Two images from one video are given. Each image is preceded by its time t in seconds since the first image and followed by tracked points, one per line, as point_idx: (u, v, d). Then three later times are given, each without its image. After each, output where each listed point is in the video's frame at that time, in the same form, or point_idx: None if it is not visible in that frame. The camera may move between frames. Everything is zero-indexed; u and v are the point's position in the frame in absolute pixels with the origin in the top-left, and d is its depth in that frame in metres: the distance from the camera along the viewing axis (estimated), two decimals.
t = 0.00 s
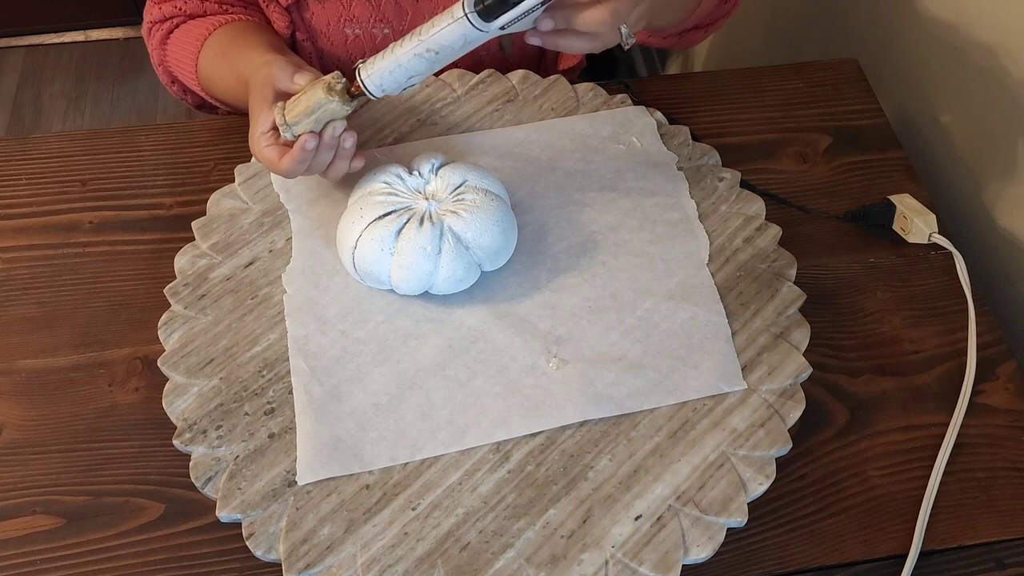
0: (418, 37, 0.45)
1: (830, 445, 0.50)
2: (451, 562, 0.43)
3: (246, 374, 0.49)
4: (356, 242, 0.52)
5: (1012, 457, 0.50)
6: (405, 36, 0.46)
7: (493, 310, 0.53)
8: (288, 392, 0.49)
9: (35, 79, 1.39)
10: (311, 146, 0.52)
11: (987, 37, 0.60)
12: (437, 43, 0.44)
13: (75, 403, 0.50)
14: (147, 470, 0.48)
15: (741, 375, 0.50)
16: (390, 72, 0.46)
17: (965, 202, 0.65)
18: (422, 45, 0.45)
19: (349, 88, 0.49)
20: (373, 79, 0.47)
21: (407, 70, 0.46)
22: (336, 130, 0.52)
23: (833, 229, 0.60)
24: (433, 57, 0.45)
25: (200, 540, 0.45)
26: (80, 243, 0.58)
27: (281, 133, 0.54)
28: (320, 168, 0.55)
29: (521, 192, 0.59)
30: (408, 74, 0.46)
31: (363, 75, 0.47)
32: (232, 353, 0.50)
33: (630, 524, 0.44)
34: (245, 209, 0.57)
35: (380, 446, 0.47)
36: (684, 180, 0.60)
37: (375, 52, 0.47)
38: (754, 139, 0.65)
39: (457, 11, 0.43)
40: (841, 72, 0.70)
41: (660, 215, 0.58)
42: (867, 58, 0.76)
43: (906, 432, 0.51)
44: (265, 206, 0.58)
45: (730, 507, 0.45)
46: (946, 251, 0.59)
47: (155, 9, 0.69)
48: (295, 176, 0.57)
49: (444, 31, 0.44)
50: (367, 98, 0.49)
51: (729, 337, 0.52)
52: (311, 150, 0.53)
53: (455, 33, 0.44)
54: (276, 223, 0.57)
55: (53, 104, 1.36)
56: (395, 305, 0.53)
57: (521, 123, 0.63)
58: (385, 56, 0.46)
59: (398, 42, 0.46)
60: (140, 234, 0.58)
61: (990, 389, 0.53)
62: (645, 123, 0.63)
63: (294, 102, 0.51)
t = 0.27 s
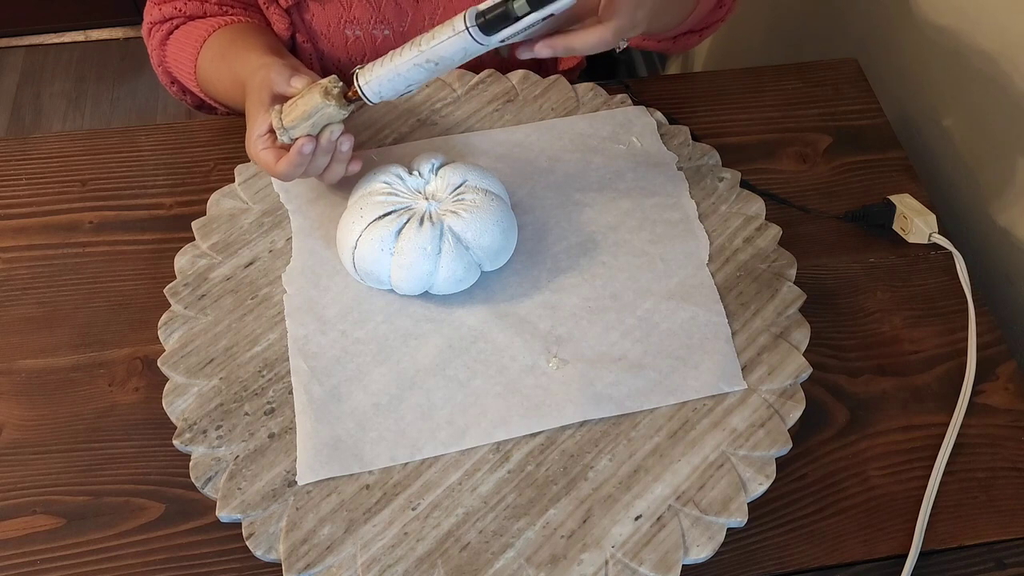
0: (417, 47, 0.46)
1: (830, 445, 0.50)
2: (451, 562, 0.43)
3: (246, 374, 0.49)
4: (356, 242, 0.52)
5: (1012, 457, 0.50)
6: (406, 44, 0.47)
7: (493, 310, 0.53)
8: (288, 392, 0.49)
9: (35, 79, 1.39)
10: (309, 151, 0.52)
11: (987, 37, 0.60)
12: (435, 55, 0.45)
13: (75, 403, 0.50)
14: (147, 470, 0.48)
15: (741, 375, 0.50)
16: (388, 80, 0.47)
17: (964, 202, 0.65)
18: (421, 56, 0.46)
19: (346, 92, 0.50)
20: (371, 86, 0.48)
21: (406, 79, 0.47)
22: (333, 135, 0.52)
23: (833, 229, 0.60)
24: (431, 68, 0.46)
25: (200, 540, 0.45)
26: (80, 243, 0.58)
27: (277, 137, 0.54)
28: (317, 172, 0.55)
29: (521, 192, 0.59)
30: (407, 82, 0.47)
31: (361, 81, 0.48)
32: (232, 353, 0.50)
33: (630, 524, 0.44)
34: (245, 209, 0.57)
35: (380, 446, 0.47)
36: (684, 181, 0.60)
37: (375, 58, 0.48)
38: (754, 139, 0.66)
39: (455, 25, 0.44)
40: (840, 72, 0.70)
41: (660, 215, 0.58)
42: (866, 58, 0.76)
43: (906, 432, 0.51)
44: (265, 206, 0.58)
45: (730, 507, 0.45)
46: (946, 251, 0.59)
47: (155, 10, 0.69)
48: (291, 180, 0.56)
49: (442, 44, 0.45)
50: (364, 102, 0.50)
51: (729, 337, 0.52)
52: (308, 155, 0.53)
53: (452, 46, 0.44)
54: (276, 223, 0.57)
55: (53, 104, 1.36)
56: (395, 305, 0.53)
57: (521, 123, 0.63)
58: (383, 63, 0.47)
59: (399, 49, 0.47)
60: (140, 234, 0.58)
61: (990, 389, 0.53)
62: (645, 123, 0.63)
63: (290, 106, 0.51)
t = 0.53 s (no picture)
0: (425, 46, 0.46)
1: (830, 445, 0.50)
2: (451, 562, 0.43)
3: (246, 374, 0.49)
4: (357, 242, 0.52)
5: (1012, 457, 0.50)
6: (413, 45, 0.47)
7: (493, 310, 0.53)
8: (288, 392, 0.49)
9: (35, 79, 1.39)
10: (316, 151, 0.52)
11: (987, 37, 0.60)
12: (444, 54, 0.45)
13: (75, 403, 0.50)
14: (147, 470, 0.48)
15: (741, 375, 0.50)
16: (394, 80, 0.47)
17: (964, 202, 0.65)
18: (429, 55, 0.46)
19: (353, 93, 0.50)
20: (377, 85, 0.48)
21: (412, 78, 0.47)
22: (340, 134, 0.52)
23: (833, 229, 0.60)
24: (438, 68, 0.46)
25: (200, 540, 0.45)
26: (80, 243, 0.58)
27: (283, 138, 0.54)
28: (322, 172, 0.56)
29: (521, 192, 0.59)
30: (413, 82, 0.47)
31: (367, 80, 0.48)
32: (232, 353, 0.50)
33: (630, 524, 0.44)
34: (245, 209, 0.57)
35: (380, 446, 0.47)
36: (684, 181, 0.60)
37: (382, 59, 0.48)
38: (754, 140, 0.65)
39: (465, 23, 0.44)
40: (840, 72, 0.70)
41: (660, 215, 0.58)
42: (866, 58, 0.76)
43: (906, 432, 0.51)
44: (265, 206, 0.58)
45: (730, 507, 0.45)
46: (946, 251, 0.59)
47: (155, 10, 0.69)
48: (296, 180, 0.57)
49: (450, 41, 0.45)
50: (370, 101, 0.49)
51: (729, 337, 0.52)
52: (315, 155, 0.53)
53: (461, 44, 0.44)
54: (276, 223, 0.57)
55: (53, 104, 1.36)
56: (395, 305, 0.53)
57: (521, 123, 0.63)
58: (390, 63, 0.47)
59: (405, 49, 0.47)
60: (140, 234, 0.58)
61: (990, 389, 0.53)
62: (645, 123, 0.63)
63: (298, 107, 0.52)
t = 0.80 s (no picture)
0: (425, 56, 0.46)
1: (830, 445, 0.50)
2: (451, 562, 0.43)
3: (246, 374, 0.49)
4: (356, 242, 0.52)
5: (1012, 457, 0.50)
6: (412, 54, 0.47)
7: (493, 310, 0.53)
8: (288, 392, 0.49)
9: (35, 79, 1.39)
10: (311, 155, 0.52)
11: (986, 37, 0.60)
12: (446, 66, 0.46)
13: (75, 403, 0.50)
14: (147, 470, 0.48)
15: (741, 375, 0.50)
16: (394, 88, 0.48)
17: (964, 202, 0.65)
18: (431, 66, 0.46)
19: (348, 100, 0.50)
20: (376, 92, 0.48)
21: (412, 87, 0.48)
22: (335, 139, 0.53)
23: (833, 229, 0.60)
24: (439, 78, 0.47)
25: (200, 540, 0.45)
26: (80, 243, 0.58)
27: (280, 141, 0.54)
28: (319, 175, 0.55)
29: (521, 192, 0.59)
30: (412, 90, 0.48)
31: (365, 87, 0.48)
32: (232, 353, 0.50)
33: (630, 524, 0.44)
34: (245, 209, 0.57)
35: (380, 446, 0.47)
36: (684, 181, 0.60)
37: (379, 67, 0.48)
38: (755, 139, 0.65)
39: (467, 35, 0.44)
40: (840, 72, 0.70)
41: (660, 215, 0.58)
42: (866, 58, 0.76)
43: (905, 432, 0.51)
44: (265, 206, 0.58)
45: (730, 507, 0.45)
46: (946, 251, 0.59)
47: (155, 10, 0.69)
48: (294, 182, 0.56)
49: (451, 53, 0.45)
50: (367, 110, 0.50)
51: (729, 337, 0.52)
52: (310, 160, 0.53)
53: (463, 55, 0.45)
54: (276, 223, 0.57)
55: (53, 104, 1.36)
56: (395, 305, 0.53)
57: (521, 123, 0.63)
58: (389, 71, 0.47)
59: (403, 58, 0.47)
60: (140, 234, 0.58)
61: (990, 389, 0.53)
62: (645, 123, 0.63)
63: (293, 113, 0.52)
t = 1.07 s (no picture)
0: (427, 51, 0.47)
1: (830, 445, 0.50)
2: (451, 562, 0.43)
3: (246, 374, 0.49)
4: (357, 242, 0.52)
5: (1012, 457, 0.50)
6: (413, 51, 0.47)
7: (493, 310, 0.53)
8: (288, 392, 0.49)
9: (35, 79, 1.39)
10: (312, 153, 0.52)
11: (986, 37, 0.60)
12: (449, 60, 0.46)
13: (75, 403, 0.50)
14: (147, 470, 0.48)
15: (741, 375, 0.50)
16: (398, 84, 0.48)
17: (964, 202, 0.65)
18: (434, 60, 0.46)
19: (348, 97, 0.51)
20: (379, 89, 0.48)
21: (415, 83, 0.48)
22: (337, 137, 0.53)
23: (832, 229, 0.60)
24: (442, 72, 0.48)
25: (200, 540, 0.45)
26: (80, 243, 0.58)
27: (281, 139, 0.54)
28: (321, 173, 0.55)
29: (521, 192, 0.59)
30: (415, 86, 0.48)
31: (368, 84, 0.48)
32: (232, 353, 0.50)
33: (630, 524, 0.44)
34: (245, 209, 0.57)
35: (380, 446, 0.47)
36: (684, 181, 0.60)
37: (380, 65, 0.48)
38: (755, 140, 0.65)
39: (471, 29, 0.45)
40: (840, 72, 0.70)
41: (660, 215, 0.58)
42: (866, 58, 0.76)
43: (905, 432, 0.51)
44: (265, 206, 0.58)
45: (730, 507, 0.45)
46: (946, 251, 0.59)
47: (156, 11, 0.69)
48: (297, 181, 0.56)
49: (455, 47, 0.46)
50: (369, 106, 0.49)
51: (729, 337, 0.52)
52: (312, 157, 0.53)
53: (468, 49, 0.45)
54: (276, 223, 0.57)
55: (53, 104, 1.36)
56: (395, 305, 0.53)
57: (520, 123, 0.63)
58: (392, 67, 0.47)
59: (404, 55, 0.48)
60: (140, 234, 0.58)
61: (990, 389, 0.53)
62: (645, 123, 0.63)
63: (294, 111, 0.52)
